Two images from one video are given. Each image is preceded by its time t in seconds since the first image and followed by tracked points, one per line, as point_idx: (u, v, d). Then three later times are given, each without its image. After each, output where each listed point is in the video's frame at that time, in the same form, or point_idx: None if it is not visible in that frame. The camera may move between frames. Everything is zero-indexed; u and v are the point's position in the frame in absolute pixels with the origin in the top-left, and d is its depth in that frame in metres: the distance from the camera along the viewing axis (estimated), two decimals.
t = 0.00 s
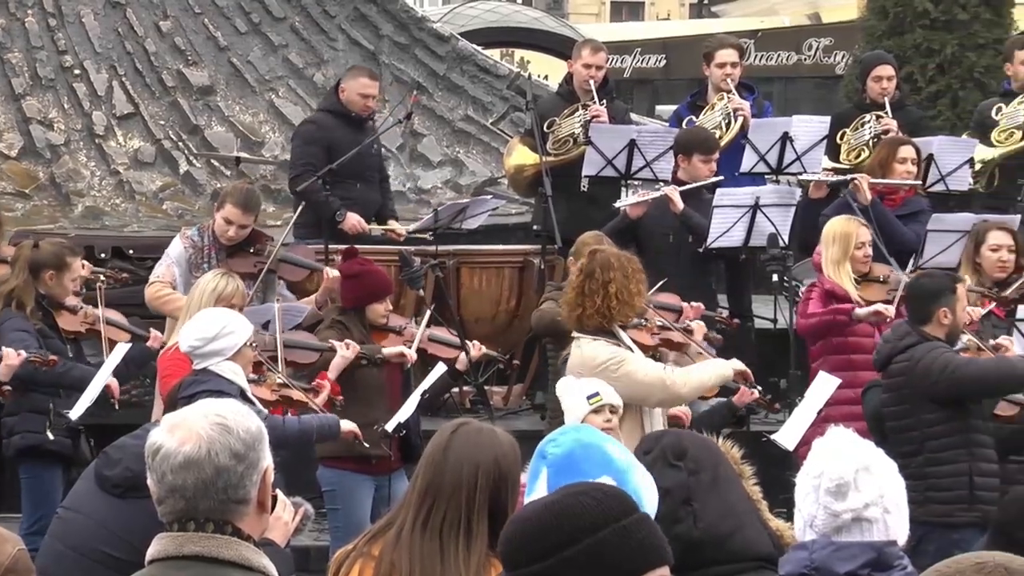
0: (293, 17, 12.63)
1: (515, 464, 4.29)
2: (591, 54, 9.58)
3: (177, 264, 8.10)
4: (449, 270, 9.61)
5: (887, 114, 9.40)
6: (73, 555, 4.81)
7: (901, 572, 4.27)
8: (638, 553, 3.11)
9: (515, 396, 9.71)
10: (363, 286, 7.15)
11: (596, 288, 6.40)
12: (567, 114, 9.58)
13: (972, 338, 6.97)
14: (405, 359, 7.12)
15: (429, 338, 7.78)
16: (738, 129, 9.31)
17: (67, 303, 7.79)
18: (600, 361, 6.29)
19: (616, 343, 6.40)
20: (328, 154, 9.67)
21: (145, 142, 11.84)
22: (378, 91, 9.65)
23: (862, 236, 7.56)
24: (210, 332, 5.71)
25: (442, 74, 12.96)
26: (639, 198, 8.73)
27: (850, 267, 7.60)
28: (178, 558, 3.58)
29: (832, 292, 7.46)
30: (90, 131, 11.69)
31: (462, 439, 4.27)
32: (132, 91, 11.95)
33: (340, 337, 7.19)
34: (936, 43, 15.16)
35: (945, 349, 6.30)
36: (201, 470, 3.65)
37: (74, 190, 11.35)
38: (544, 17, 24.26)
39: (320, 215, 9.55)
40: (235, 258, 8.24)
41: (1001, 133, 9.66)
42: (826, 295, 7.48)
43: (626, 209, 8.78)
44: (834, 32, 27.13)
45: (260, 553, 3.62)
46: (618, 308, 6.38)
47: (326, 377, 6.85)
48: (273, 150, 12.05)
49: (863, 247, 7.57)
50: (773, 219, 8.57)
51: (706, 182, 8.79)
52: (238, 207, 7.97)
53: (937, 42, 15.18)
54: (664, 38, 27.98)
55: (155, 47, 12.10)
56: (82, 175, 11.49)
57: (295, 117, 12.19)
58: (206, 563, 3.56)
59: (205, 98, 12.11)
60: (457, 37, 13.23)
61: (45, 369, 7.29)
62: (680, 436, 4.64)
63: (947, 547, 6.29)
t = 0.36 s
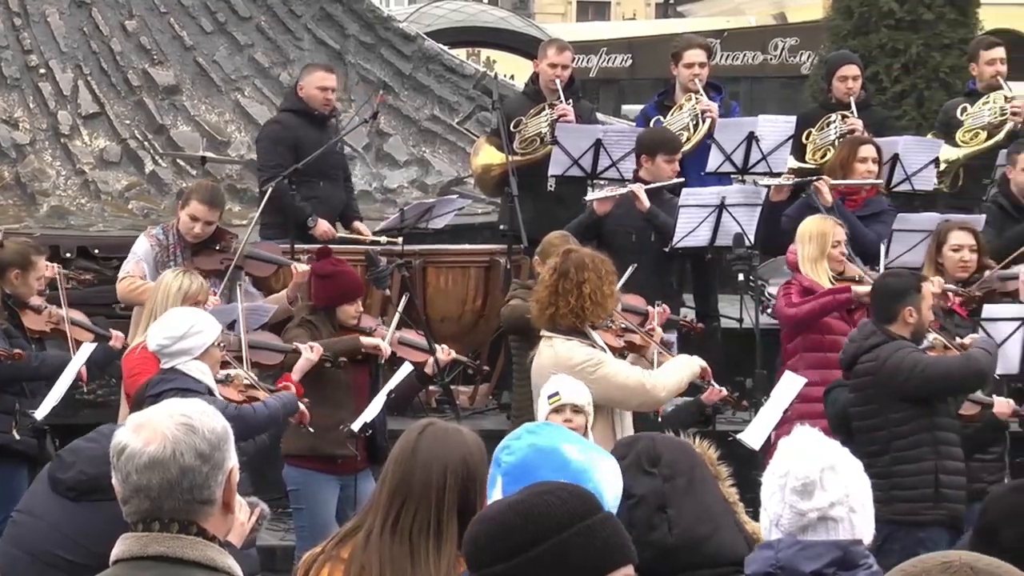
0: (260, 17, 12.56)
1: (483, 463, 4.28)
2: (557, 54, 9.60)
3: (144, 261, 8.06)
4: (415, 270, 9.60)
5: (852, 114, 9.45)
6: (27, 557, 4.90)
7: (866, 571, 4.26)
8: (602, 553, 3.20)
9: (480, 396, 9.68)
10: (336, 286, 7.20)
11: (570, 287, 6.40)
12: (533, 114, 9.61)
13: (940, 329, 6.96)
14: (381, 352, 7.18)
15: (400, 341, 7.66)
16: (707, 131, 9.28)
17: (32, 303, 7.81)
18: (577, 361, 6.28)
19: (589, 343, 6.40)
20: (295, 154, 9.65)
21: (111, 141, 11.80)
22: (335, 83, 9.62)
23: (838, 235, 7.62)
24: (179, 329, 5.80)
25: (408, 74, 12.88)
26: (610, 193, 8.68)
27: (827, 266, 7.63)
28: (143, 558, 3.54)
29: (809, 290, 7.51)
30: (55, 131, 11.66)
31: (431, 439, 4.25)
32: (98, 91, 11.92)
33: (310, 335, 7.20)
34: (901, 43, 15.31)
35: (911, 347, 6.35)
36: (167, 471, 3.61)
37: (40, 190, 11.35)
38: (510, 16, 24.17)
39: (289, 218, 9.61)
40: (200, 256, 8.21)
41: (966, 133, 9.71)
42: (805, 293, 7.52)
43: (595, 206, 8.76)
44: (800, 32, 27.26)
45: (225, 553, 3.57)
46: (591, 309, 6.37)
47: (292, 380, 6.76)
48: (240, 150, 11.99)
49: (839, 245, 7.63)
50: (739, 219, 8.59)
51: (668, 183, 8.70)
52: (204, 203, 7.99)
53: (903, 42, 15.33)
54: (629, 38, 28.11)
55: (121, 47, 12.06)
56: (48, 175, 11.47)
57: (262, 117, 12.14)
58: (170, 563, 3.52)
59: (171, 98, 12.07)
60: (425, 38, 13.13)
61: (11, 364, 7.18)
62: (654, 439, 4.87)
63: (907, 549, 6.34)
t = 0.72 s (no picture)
0: (223, 17, 12.52)
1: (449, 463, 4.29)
2: (520, 53, 9.58)
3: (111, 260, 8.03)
4: (379, 270, 9.62)
5: (815, 114, 9.50)
6: None
7: (829, 570, 4.28)
8: (568, 553, 3.21)
9: (444, 396, 9.67)
10: (306, 287, 7.16)
11: (543, 290, 6.40)
12: (497, 113, 9.62)
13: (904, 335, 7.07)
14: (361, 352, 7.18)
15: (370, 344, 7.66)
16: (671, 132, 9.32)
17: None
18: (549, 359, 6.27)
19: (558, 343, 6.38)
20: (259, 154, 9.62)
21: (74, 141, 11.73)
22: (296, 89, 9.60)
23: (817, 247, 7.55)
24: (152, 328, 5.86)
25: (371, 74, 12.87)
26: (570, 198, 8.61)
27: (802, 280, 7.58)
28: (105, 558, 3.50)
29: (780, 296, 7.52)
30: (18, 131, 11.57)
31: (397, 439, 4.25)
32: (61, 91, 11.85)
33: (280, 336, 7.16)
34: (864, 43, 15.42)
35: (880, 345, 6.34)
36: (131, 472, 3.58)
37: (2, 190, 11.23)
38: (473, 15, 24.16)
39: (252, 216, 9.57)
40: (164, 257, 8.22)
41: (929, 133, 9.76)
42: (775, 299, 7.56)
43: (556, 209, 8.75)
44: (765, 32, 27.50)
45: (188, 554, 3.54)
46: (562, 314, 6.39)
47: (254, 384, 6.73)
48: (203, 150, 11.93)
49: (817, 258, 7.56)
50: (703, 219, 8.59)
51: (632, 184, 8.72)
52: (160, 197, 7.96)
53: (866, 42, 15.44)
54: (595, 37, 28.26)
55: (83, 47, 11.99)
56: (10, 175, 11.36)
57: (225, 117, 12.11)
58: (132, 564, 3.48)
59: (134, 98, 12.01)
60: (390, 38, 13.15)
61: None
62: (636, 441, 4.49)
63: (865, 545, 6.41)
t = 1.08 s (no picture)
0: (188, 17, 12.51)
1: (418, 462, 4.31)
2: (485, 54, 9.58)
3: (73, 263, 7.99)
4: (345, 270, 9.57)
5: (779, 114, 9.52)
6: None
7: (793, 570, 4.28)
8: (533, 550, 3.21)
9: (410, 396, 9.62)
10: (275, 286, 7.08)
11: (504, 289, 6.35)
12: (463, 114, 9.62)
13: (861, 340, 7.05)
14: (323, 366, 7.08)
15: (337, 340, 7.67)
16: (637, 132, 9.33)
17: None
18: (513, 360, 6.25)
19: (519, 345, 6.33)
20: (225, 154, 9.56)
21: (38, 141, 11.65)
22: (261, 87, 9.58)
23: (789, 249, 7.49)
24: (118, 329, 5.83)
25: (337, 74, 12.95)
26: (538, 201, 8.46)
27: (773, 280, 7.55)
28: (71, 559, 3.48)
29: (748, 299, 7.54)
30: None
31: (365, 441, 4.25)
32: (25, 91, 11.77)
33: (248, 336, 7.10)
34: (829, 44, 15.44)
35: (843, 353, 6.28)
36: (97, 472, 3.56)
37: None
38: (438, 16, 24.07)
39: (217, 217, 9.54)
40: (127, 258, 8.18)
41: (894, 133, 9.81)
42: (743, 301, 7.58)
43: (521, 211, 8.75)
44: (728, 33, 27.56)
45: (153, 554, 3.51)
46: (523, 312, 6.33)
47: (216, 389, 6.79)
48: (168, 150, 11.86)
49: (788, 260, 7.51)
50: (668, 219, 8.61)
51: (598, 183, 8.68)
52: (126, 202, 7.92)
53: (831, 43, 15.46)
54: (561, 37, 28.24)
55: (47, 47, 11.91)
56: None
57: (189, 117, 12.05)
58: (95, 564, 3.46)
59: (98, 98, 11.93)
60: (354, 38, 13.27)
61: None
62: (610, 438, 4.49)
63: (824, 549, 6.39)
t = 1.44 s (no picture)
0: (153, 17, 12.41)
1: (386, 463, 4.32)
2: (451, 53, 9.61)
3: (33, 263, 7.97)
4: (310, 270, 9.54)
5: (745, 114, 9.53)
6: None
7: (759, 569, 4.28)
8: (499, 538, 3.20)
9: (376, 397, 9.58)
10: (238, 287, 7.06)
11: (466, 288, 6.35)
12: (428, 114, 9.61)
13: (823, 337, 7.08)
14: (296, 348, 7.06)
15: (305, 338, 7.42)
16: (602, 131, 9.32)
17: None
18: (479, 360, 6.25)
19: (484, 345, 6.34)
20: (188, 152, 9.55)
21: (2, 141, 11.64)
22: (217, 81, 9.53)
23: (748, 249, 7.53)
24: (75, 329, 5.80)
25: (302, 74, 12.82)
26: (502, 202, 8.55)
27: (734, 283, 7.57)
28: (37, 560, 3.38)
29: (708, 298, 7.54)
30: None
31: (334, 442, 4.28)
32: None
33: (215, 336, 7.05)
34: (793, 44, 16.82)
35: (803, 352, 6.28)
36: (64, 472, 3.47)
37: None
38: (404, 15, 24.01)
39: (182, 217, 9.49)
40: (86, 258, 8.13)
41: (859, 133, 9.84)
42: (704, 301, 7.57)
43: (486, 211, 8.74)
44: (694, 33, 27.65)
45: (121, 555, 3.42)
46: (485, 312, 6.33)
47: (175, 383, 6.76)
48: (132, 150, 11.89)
49: (747, 258, 7.55)
50: (633, 219, 8.62)
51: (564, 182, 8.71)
52: (83, 206, 7.95)
53: (795, 43, 16.84)
54: (527, 37, 28.26)
55: (11, 47, 11.87)
56: None
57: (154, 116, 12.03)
58: (62, 564, 3.37)
59: (63, 97, 11.89)
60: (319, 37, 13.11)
61: None
62: (572, 441, 4.48)
63: (791, 549, 6.39)
